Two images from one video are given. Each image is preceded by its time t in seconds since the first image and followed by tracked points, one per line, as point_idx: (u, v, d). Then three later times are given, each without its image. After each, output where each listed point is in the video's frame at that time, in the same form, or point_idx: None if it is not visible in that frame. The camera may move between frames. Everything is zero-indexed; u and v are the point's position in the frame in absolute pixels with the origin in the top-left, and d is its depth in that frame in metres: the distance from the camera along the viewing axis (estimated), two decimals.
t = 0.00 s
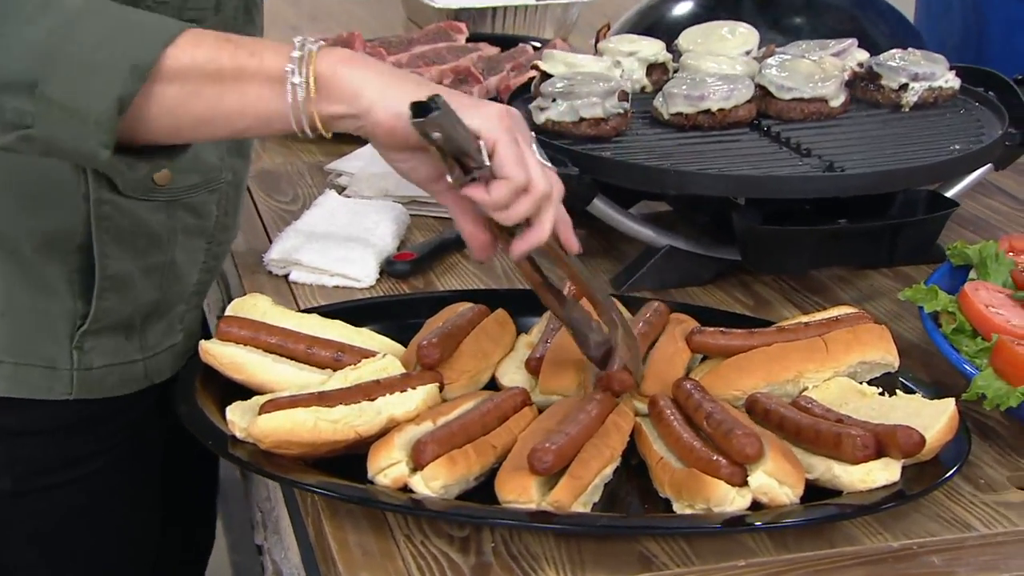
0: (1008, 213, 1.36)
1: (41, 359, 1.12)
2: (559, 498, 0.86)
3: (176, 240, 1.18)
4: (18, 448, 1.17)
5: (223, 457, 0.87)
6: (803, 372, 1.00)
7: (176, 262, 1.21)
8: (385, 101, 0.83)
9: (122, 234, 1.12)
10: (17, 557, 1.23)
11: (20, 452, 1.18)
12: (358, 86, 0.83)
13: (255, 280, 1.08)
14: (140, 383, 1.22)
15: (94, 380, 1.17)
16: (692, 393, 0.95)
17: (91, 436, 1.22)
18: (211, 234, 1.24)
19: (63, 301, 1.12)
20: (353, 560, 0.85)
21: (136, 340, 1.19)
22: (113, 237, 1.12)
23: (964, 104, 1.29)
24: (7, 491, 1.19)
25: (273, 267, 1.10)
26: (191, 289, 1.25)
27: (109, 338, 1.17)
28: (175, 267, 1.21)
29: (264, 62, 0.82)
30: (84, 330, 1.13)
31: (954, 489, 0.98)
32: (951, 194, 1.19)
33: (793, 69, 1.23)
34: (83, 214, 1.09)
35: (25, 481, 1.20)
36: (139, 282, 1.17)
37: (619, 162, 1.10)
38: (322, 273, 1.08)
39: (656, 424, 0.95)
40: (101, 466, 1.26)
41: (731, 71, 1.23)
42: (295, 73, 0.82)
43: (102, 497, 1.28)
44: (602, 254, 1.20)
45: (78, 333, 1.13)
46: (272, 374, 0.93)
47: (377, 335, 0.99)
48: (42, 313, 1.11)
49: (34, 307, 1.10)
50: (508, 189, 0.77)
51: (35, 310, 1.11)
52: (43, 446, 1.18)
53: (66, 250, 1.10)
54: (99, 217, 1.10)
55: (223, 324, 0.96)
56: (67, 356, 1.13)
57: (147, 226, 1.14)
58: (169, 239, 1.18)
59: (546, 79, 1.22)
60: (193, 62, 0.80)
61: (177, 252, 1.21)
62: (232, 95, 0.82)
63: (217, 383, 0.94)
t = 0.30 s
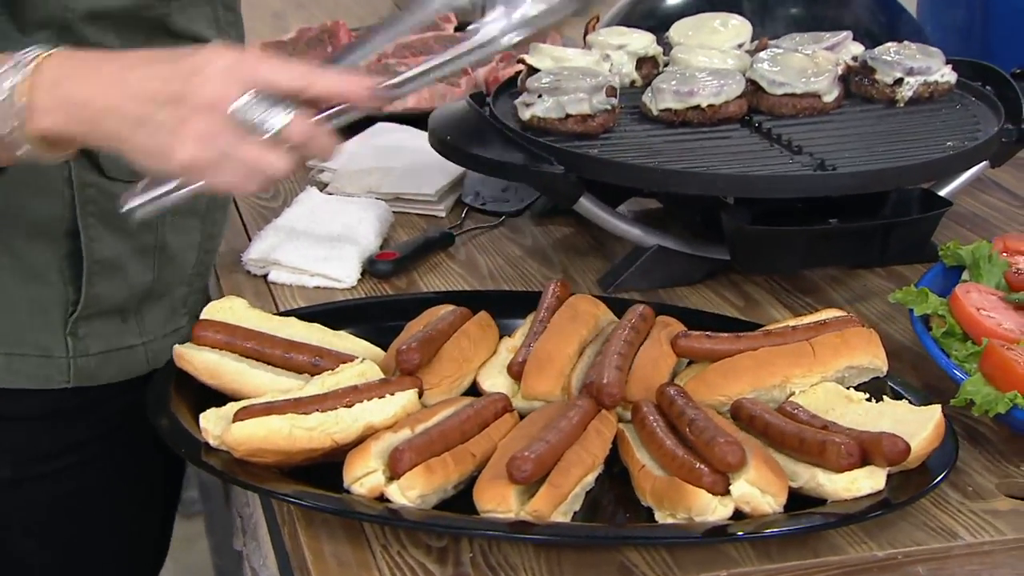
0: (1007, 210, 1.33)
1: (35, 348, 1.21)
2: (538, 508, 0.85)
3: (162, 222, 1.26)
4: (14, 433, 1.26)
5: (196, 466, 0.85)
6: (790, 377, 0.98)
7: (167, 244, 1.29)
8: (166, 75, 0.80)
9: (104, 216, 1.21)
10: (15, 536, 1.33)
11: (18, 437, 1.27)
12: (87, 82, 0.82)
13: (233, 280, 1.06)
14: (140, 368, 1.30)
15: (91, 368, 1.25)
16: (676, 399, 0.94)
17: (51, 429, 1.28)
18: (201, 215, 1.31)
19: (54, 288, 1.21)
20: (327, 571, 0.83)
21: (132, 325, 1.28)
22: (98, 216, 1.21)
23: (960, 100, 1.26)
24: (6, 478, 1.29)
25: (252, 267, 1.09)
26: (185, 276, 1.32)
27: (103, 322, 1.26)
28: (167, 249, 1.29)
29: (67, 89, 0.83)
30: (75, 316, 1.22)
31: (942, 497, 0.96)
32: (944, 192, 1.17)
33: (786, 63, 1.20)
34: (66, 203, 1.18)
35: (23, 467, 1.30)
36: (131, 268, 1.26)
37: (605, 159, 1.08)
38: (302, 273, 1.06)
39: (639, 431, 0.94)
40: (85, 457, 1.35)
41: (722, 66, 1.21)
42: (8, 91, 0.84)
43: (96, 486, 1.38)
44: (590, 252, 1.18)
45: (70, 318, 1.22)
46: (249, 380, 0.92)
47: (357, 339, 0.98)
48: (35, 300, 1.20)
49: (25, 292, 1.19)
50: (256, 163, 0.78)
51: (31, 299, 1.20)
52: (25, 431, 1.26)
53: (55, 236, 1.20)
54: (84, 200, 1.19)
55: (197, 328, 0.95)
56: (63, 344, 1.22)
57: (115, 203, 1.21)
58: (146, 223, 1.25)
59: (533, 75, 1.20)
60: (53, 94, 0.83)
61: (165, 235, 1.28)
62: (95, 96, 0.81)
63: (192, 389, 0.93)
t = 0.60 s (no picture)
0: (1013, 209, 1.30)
1: (24, 327, 1.26)
2: (526, 520, 0.83)
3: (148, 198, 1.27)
4: (21, 412, 1.34)
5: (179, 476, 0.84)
6: (785, 385, 0.97)
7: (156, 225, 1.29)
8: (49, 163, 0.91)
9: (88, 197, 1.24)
10: (29, 507, 1.43)
11: (26, 415, 1.35)
12: (42, 158, 0.91)
13: (219, 282, 1.05)
14: (137, 342, 1.32)
15: (82, 345, 1.29)
16: (668, 409, 0.92)
17: (56, 404, 1.35)
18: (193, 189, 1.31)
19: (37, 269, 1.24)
20: None
21: (125, 305, 1.30)
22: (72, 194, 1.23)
23: (965, 97, 1.23)
24: (17, 453, 1.39)
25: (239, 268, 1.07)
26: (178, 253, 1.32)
27: (93, 300, 1.28)
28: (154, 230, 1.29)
29: None
30: (62, 295, 1.25)
31: (939, 508, 0.94)
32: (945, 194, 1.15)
33: (786, 58, 1.17)
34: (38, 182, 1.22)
35: (33, 445, 1.39)
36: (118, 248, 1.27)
37: (597, 160, 1.06)
38: (290, 274, 1.05)
39: (630, 440, 0.92)
40: (86, 438, 1.43)
41: (721, 62, 1.18)
42: None
43: (99, 461, 1.45)
44: (586, 252, 1.16)
45: (56, 296, 1.25)
46: (234, 388, 0.91)
47: (345, 345, 0.96)
48: (23, 282, 1.24)
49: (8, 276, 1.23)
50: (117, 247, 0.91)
51: (15, 282, 1.24)
52: (45, 407, 1.35)
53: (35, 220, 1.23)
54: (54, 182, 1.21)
55: (181, 333, 0.93)
56: (51, 323, 1.26)
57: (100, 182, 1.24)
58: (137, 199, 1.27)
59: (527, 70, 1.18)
60: None
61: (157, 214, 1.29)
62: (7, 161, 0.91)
63: (176, 396, 0.92)
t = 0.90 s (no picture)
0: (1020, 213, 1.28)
1: (51, 319, 1.19)
2: (520, 537, 0.81)
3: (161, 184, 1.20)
4: (37, 401, 1.27)
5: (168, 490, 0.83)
6: (786, 397, 0.95)
7: (167, 208, 1.22)
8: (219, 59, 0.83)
9: (110, 187, 1.17)
10: (41, 497, 1.35)
11: (43, 402, 1.28)
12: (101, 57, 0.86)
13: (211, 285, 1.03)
14: (151, 330, 1.26)
15: (108, 333, 1.23)
16: (666, 421, 0.90)
17: (78, 391, 1.29)
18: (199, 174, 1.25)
19: (59, 259, 1.18)
20: None
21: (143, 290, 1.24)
22: (95, 185, 1.16)
23: (976, 97, 1.20)
24: (30, 440, 1.30)
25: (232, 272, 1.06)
26: (187, 233, 1.25)
27: (114, 287, 1.22)
28: (166, 212, 1.22)
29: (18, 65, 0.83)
30: (86, 284, 1.19)
31: (942, 524, 0.92)
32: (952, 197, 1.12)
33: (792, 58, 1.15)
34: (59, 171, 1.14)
35: (49, 432, 1.31)
36: (132, 232, 1.20)
37: (596, 162, 1.04)
38: (284, 278, 1.03)
39: (628, 453, 0.91)
40: (103, 424, 1.35)
41: (725, 60, 1.16)
42: (64, 90, 0.83)
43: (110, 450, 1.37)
44: (586, 255, 1.14)
45: (81, 287, 1.19)
46: (225, 398, 0.89)
47: (338, 353, 0.95)
48: (43, 274, 1.18)
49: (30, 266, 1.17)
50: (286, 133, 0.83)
51: (35, 272, 1.17)
52: (69, 395, 1.28)
53: (54, 210, 1.16)
54: (76, 171, 1.14)
55: (172, 341, 0.92)
56: (76, 313, 1.20)
57: (121, 170, 1.18)
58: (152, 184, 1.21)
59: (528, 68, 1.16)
60: None
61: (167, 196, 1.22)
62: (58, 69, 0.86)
63: (166, 406, 0.90)
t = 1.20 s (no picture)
0: None
1: (54, 307, 1.13)
2: (511, 556, 0.79)
3: (156, 172, 1.15)
4: (37, 393, 1.21)
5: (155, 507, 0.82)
6: (785, 411, 0.93)
7: (160, 197, 1.18)
8: None
9: (111, 174, 1.12)
10: (37, 492, 1.30)
11: (41, 394, 1.22)
12: None
13: (202, 291, 1.02)
14: (143, 322, 1.21)
15: (108, 322, 1.17)
16: (661, 437, 0.88)
17: (78, 382, 1.22)
18: (186, 164, 1.21)
19: (64, 249, 1.12)
20: None
21: (139, 280, 1.18)
22: (97, 174, 1.11)
23: (986, 100, 1.17)
24: (28, 435, 1.25)
25: (224, 277, 1.04)
26: (178, 219, 1.21)
27: (114, 278, 1.16)
28: (160, 201, 1.18)
29: None
30: (89, 273, 1.13)
31: (942, 544, 0.90)
32: (959, 204, 1.10)
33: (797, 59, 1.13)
34: (66, 160, 1.08)
35: (47, 425, 1.25)
36: (130, 220, 1.15)
37: (595, 167, 1.02)
38: (277, 285, 1.01)
39: (623, 469, 0.89)
40: (100, 416, 1.30)
41: (729, 61, 1.14)
42: None
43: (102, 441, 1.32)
44: (587, 261, 1.12)
45: (84, 277, 1.13)
46: (214, 411, 0.88)
47: (329, 365, 0.93)
48: (43, 264, 1.11)
49: (34, 255, 1.10)
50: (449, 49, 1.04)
51: (37, 261, 1.11)
52: (68, 387, 1.22)
53: (58, 198, 1.09)
54: (81, 159, 1.09)
55: (160, 352, 0.90)
56: (79, 303, 1.14)
57: (120, 159, 1.12)
58: (148, 171, 1.16)
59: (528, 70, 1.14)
60: None
61: (158, 183, 1.18)
62: None
63: (154, 418, 0.89)
